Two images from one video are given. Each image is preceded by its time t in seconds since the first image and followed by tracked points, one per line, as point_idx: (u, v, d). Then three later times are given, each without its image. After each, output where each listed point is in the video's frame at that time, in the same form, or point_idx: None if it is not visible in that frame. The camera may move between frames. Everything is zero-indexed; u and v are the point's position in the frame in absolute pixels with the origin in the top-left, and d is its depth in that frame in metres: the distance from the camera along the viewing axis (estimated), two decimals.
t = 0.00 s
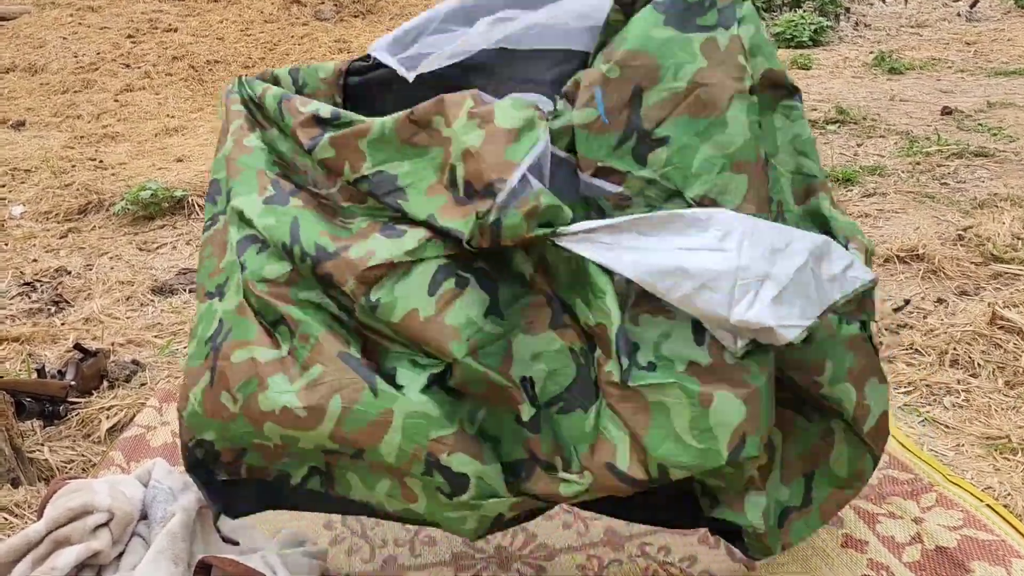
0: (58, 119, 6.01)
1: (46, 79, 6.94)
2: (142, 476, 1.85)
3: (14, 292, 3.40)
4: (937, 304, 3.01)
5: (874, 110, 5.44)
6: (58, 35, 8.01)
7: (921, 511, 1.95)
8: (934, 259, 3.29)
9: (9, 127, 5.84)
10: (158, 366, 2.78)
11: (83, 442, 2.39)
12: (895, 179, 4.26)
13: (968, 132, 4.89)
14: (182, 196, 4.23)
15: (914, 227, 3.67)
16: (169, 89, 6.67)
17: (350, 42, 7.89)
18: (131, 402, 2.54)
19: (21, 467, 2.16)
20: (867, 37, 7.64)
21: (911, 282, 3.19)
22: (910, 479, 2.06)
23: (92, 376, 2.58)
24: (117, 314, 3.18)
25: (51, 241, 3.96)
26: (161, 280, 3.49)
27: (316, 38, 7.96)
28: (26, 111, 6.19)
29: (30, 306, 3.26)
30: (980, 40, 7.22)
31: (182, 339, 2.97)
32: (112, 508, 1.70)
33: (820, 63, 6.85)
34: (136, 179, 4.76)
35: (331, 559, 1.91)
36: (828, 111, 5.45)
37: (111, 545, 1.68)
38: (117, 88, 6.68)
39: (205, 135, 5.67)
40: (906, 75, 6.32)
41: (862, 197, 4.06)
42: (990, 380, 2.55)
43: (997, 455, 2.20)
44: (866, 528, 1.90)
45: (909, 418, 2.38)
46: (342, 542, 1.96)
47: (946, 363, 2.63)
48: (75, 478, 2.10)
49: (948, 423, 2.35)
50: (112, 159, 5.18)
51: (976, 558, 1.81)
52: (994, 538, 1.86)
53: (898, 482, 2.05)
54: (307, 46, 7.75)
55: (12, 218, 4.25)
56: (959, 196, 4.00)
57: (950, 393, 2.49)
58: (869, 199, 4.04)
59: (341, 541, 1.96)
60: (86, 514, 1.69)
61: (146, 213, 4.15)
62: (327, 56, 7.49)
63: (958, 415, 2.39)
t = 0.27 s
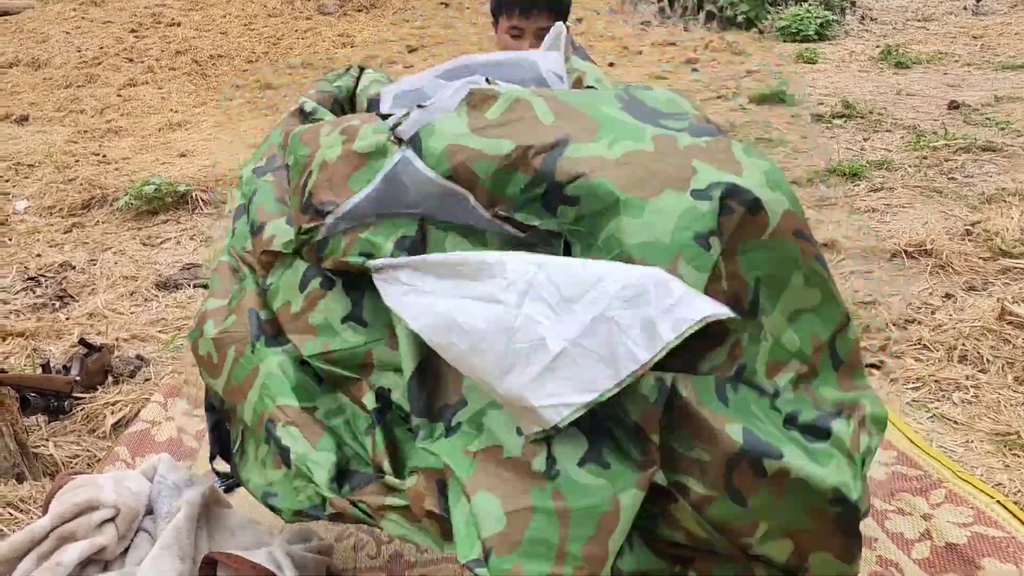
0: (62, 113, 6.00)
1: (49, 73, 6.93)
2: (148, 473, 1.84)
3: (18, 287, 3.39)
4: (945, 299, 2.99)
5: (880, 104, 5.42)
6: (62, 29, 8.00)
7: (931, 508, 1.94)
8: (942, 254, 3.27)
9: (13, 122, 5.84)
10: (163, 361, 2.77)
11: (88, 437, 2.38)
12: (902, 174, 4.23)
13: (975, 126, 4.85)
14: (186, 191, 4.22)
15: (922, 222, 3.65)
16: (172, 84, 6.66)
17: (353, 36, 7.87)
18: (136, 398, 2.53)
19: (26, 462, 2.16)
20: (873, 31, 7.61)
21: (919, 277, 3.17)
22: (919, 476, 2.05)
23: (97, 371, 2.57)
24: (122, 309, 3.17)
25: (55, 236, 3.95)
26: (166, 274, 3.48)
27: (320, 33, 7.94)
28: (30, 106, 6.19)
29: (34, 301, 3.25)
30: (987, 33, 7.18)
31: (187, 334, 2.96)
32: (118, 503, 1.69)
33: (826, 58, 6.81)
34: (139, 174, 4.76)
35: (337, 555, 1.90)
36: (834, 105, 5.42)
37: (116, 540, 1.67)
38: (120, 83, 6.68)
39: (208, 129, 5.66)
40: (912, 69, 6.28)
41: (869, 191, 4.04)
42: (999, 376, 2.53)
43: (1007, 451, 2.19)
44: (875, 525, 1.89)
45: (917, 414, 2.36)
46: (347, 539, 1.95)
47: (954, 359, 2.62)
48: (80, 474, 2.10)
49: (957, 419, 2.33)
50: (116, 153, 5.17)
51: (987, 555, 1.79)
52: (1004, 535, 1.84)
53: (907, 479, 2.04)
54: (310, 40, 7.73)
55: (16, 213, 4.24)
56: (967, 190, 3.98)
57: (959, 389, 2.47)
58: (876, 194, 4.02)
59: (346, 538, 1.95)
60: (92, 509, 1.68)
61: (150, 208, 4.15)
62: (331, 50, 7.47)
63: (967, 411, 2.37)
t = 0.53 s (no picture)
0: (66, 108, 5.99)
1: (53, 68, 6.93)
2: (151, 466, 1.84)
3: (22, 281, 3.39)
4: (951, 293, 2.98)
5: (886, 98, 5.39)
6: (65, 24, 8.00)
7: (937, 501, 1.93)
8: (948, 248, 3.25)
9: (17, 116, 5.84)
10: (167, 355, 2.77)
11: (92, 431, 2.38)
12: (908, 167, 4.21)
13: (981, 120, 4.83)
14: (190, 185, 4.22)
15: (928, 215, 3.64)
16: (176, 78, 6.65)
17: (356, 30, 7.85)
18: (140, 391, 2.53)
19: (31, 455, 2.16)
20: (878, 24, 7.57)
21: (925, 271, 3.16)
22: (925, 470, 2.04)
23: (101, 364, 2.57)
24: (126, 303, 3.17)
25: (59, 230, 3.95)
26: (170, 268, 3.48)
27: (323, 27, 7.92)
28: (34, 100, 6.19)
29: (39, 295, 3.25)
30: (994, 27, 7.14)
31: (191, 328, 2.96)
32: (123, 496, 1.69)
33: (832, 51, 6.78)
34: (143, 168, 4.75)
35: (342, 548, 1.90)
36: (839, 99, 5.40)
37: (121, 533, 1.67)
38: (124, 77, 6.67)
39: (212, 123, 5.66)
40: (918, 62, 6.25)
41: (875, 185, 4.03)
42: (1006, 370, 2.52)
43: (1014, 444, 2.18)
44: (881, 519, 1.88)
45: (923, 408, 2.36)
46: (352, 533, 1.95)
47: (961, 353, 2.60)
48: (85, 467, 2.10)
49: (964, 413, 2.32)
50: (119, 147, 5.17)
51: (994, 549, 1.78)
52: (1012, 529, 1.83)
53: (913, 473, 2.03)
54: (314, 35, 7.71)
55: (20, 207, 4.24)
56: (973, 184, 3.96)
57: (965, 383, 2.46)
58: (882, 187, 4.00)
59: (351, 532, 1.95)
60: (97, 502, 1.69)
61: (154, 202, 4.15)
62: (334, 44, 7.45)
63: (974, 405, 2.36)
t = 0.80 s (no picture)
0: (70, 104, 6.00)
1: (57, 64, 6.93)
2: (156, 462, 1.84)
3: (26, 277, 3.40)
4: (956, 289, 2.97)
5: (891, 93, 5.37)
6: (69, 20, 8.00)
7: (941, 498, 1.92)
8: (953, 243, 3.24)
9: (22, 112, 5.85)
10: (171, 351, 2.78)
11: (96, 426, 2.38)
12: (912, 163, 4.20)
13: (986, 115, 4.81)
14: (193, 181, 4.23)
15: (932, 211, 3.63)
16: (179, 74, 6.66)
17: (360, 26, 7.84)
18: (144, 387, 2.54)
19: (35, 451, 2.16)
20: (883, 19, 7.54)
21: (929, 267, 3.15)
22: (929, 466, 2.04)
23: (105, 360, 2.58)
24: (130, 298, 3.17)
25: (63, 226, 3.96)
26: (174, 264, 3.48)
27: (326, 22, 7.92)
28: (38, 97, 6.19)
29: (43, 291, 3.26)
30: (999, 21, 7.11)
31: (195, 324, 2.97)
32: (127, 492, 1.70)
33: (836, 46, 6.76)
34: (147, 164, 4.76)
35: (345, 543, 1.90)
36: (844, 94, 5.38)
37: (126, 529, 1.67)
38: (128, 73, 6.68)
39: (215, 119, 5.66)
40: (923, 57, 6.23)
41: (879, 181, 4.01)
42: (1011, 366, 2.51)
43: (1018, 440, 2.17)
44: (885, 516, 1.88)
45: (927, 404, 2.35)
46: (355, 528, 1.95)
47: (965, 349, 2.60)
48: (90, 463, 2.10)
49: (968, 409, 2.32)
50: (123, 143, 5.18)
51: (999, 545, 1.78)
52: (1016, 525, 1.83)
53: (917, 469, 2.03)
54: (317, 30, 7.71)
55: (24, 203, 4.25)
56: (978, 179, 3.95)
57: (970, 379, 2.46)
58: (886, 183, 3.99)
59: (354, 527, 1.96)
60: (101, 498, 1.69)
61: (157, 198, 4.15)
62: (337, 40, 7.45)
63: (978, 401, 2.36)
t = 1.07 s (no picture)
0: (74, 101, 6.01)
1: (61, 61, 6.95)
2: (158, 457, 1.84)
3: (31, 274, 3.41)
4: (959, 286, 2.97)
5: (895, 90, 5.36)
6: (73, 17, 8.02)
7: (943, 495, 1.92)
8: (956, 241, 3.23)
9: (26, 110, 5.86)
10: (175, 348, 2.78)
11: (100, 422, 2.39)
12: (916, 160, 4.19)
13: (990, 112, 4.80)
14: (197, 178, 4.23)
15: (935, 208, 3.62)
16: (183, 71, 6.67)
17: (363, 23, 7.84)
18: (147, 384, 2.54)
19: (39, 447, 2.17)
20: (887, 16, 7.52)
21: (932, 264, 3.14)
22: (930, 463, 2.04)
23: (108, 357, 2.58)
24: (133, 296, 3.18)
25: (67, 223, 3.97)
26: (177, 261, 3.49)
27: (329, 20, 7.92)
28: (42, 94, 6.21)
29: (47, 288, 3.27)
30: (1004, 18, 7.09)
31: (198, 320, 2.97)
32: (130, 488, 1.70)
33: (840, 43, 6.75)
34: (151, 161, 4.77)
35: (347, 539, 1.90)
36: (847, 91, 5.37)
37: (129, 525, 1.68)
38: (131, 70, 6.69)
39: (219, 117, 5.67)
40: (927, 54, 6.21)
41: (882, 178, 4.01)
42: (1014, 363, 2.51)
43: (1021, 438, 2.17)
44: (886, 513, 1.88)
45: (929, 401, 2.35)
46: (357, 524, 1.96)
47: (968, 346, 2.59)
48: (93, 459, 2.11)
49: (970, 407, 2.32)
50: (127, 141, 5.19)
51: (1000, 542, 1.78)
52: (1017, 522, 1.83)
53: (918, 466, 2.03)
54: (320, 28, 7.71)
55: (28, 201, 4.26)
56: (982, 177, 3.94)
57: (972, 376, 2.46)
58: (890, 180, 3.98)
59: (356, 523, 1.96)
60: (104, 494, 1.70)
61: (161, 195, 4.16)
62: (341, 37, 7.45)
63: (981, 398, 2.36)
